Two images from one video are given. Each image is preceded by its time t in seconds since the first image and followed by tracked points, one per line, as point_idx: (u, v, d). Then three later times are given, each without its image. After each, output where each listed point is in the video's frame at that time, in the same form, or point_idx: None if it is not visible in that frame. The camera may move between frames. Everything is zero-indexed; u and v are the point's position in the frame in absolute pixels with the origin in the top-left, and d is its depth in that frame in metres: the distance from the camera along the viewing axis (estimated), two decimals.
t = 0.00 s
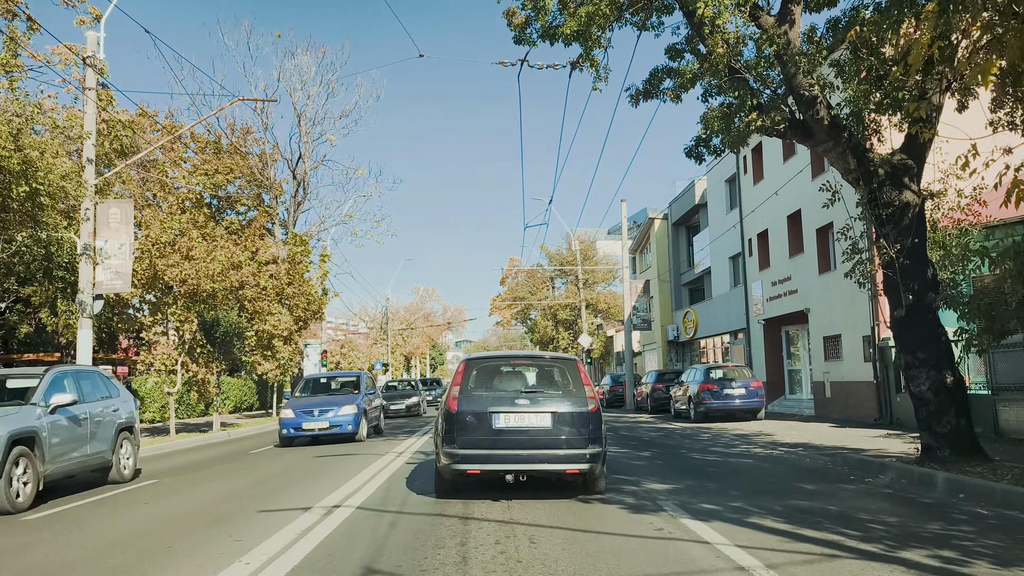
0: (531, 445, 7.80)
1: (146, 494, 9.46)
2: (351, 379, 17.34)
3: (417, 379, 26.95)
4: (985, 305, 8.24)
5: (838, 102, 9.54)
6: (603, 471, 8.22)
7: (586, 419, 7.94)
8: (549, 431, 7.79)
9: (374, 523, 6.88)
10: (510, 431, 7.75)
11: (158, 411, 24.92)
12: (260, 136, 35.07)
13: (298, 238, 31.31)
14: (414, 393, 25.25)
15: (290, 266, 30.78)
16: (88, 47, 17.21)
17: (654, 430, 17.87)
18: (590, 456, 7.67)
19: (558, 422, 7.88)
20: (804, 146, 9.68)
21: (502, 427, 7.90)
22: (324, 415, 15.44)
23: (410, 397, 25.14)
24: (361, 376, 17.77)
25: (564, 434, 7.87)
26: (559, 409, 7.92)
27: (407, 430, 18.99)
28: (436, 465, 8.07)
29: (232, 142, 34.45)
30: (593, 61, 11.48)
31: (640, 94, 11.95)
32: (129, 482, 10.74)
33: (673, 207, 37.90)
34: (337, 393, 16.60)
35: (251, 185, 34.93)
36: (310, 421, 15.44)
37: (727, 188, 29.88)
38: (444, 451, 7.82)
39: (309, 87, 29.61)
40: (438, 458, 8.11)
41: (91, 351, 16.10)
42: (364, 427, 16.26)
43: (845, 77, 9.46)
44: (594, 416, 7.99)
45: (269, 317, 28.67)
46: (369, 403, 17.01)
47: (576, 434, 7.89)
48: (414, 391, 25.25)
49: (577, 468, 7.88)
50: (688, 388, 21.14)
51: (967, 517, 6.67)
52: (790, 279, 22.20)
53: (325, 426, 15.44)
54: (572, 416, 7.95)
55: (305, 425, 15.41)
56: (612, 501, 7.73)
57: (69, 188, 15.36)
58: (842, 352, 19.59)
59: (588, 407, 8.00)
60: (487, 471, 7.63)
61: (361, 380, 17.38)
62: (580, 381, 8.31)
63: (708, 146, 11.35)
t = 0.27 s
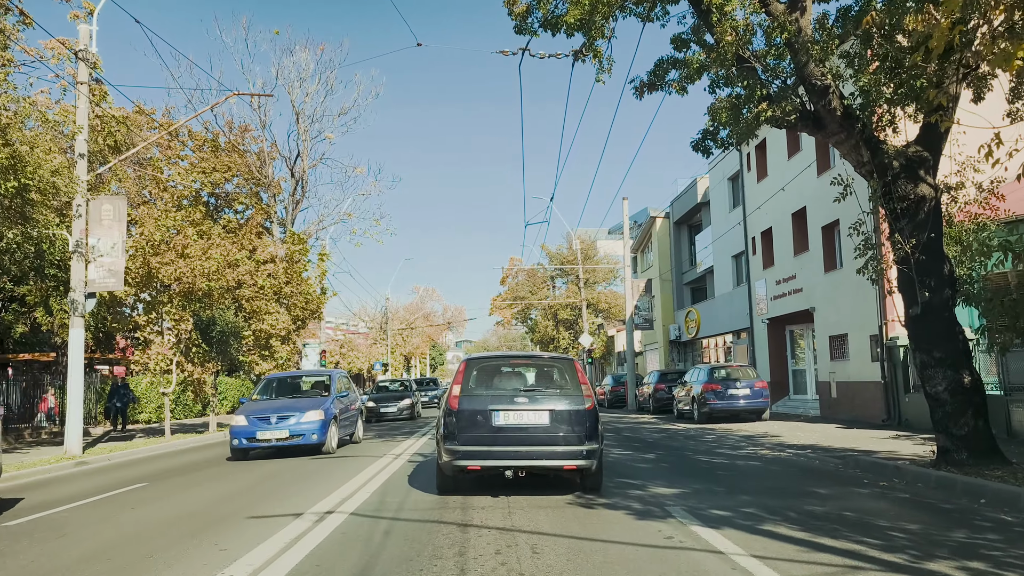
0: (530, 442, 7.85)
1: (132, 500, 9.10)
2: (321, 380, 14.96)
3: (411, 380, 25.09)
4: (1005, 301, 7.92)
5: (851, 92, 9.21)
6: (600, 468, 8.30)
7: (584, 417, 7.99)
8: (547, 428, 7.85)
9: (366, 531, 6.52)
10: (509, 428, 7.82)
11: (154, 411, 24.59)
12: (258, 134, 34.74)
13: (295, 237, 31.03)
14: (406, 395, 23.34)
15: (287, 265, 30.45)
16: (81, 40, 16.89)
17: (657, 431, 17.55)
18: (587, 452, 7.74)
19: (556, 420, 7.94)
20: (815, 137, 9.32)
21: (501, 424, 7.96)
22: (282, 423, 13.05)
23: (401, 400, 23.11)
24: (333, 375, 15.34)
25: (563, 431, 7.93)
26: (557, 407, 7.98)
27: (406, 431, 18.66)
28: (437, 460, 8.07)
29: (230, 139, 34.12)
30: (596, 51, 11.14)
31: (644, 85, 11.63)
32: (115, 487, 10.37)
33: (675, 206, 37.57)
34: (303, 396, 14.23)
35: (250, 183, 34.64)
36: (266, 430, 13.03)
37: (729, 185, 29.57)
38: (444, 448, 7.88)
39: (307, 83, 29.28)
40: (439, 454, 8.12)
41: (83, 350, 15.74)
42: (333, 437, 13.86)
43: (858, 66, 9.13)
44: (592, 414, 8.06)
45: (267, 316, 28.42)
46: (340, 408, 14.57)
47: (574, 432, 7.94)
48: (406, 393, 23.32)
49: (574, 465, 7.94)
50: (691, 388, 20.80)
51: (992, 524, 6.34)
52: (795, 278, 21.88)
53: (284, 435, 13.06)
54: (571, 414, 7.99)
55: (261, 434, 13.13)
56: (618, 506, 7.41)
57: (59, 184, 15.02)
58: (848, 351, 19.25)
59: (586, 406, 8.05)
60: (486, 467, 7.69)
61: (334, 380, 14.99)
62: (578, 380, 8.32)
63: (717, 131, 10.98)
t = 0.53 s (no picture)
0: (529, 441, 8.17)
1: (118, 504, 8.75)
2: (275, 381, 12.15)
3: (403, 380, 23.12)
4: None
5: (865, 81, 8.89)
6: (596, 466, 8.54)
7: (581, 417, 8.31)
8: (545, 428, 8.18)
9: (359, 539, 6.19)
10: (508, 428, 8.15)
11: (150, 412, 24.27)
12: (256, 131, 34.43)
13: (294, 235, 30.71)
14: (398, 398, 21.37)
15: (285, 264, 30.12)
16: (72, 33, 16.54)
17: (660, 433, 17.25)
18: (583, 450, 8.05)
19: (553, 419, 8.26)
20: (827, 129, 9.00)
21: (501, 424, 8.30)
22: (216, 436, 10.12)
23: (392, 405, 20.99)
24: (290, 376, 12.55)
25: (560, 430, 8.25)
26: (555, 407, 8.30)
27: (405, 432, 18.36)
28: (439, 460, 8.42)
29: (227, 137, 33.82)
30: (600, 41, 10.81)
31: (649, 77, 11.31)
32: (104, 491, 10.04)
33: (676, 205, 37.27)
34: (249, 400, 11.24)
35: (247, 181, 34.32)
36: (193, 444, 10.06)
37: (733, 183, 29.25)
38: (446, 447, 8.20)
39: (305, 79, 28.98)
40: (441, 453, 8.46)
41: (74, 350, 15.41)
42: (284, 453, 10.95)
43: (872, 53, 8.80)
44: (589, 413, 8.37)
45: (264, 316, 28.11)
46: (295, 417, 11.69)
47: (571, 431, 8.25)
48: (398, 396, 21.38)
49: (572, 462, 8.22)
50: (694, 389, 20.48)
51: (1020, 532, 6.02)
52: (799, 276, 21.56)
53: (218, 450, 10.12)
54: (568, 414, 8.31)
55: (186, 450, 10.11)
56: (625, 512, 7.10)
57: (50, 180, 14.68)
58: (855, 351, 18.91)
59: (583, 405, 8.36)
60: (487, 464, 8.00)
61: (289, 382, 12.18)
62: (577, 380, 8.61)
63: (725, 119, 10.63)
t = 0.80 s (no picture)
0: (529, 439, 8.59)
1: (100, 513, 8.38)
2: (191, 385, 9.10)
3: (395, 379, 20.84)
4: None
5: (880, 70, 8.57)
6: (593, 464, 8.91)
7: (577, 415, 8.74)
8: (544, 426, 8.60)
9: (353, 548, 5.86)
10: (508, 427, 8.57)
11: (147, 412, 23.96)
12: (254, 130, 34.11)
13: (292, 234, 30.39)
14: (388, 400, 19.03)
15: (284, 263, 29.80)
16: (64, 27, 16.21)
17: (664, 434, 16.96)
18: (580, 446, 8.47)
19: (552, 418, 8.69)
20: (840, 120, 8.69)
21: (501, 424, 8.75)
22: (94, 460, 7.33)
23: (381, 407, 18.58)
24: (218, 375, 9.61)
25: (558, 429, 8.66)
26: (553, 407, 8.72)
27: (404, 433, 18.02)
28: (443, 458, 8.86)
29: (226, 136, 33.53)
30: (604, 31, 10.49)
31: (654, 68, 11.00)
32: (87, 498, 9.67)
33: (678, 204, 36.98)
34: (157, 409, 8.44)
35: (245, 180, 34.01)
36: (62, 474, 7.28)
37: (735, 181, 28.93)
38: (451, 446, 8.63)
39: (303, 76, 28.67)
40: (445, 451, 8.90)
41: (66, 350, 15.07)
42: (196, 483, 8.10)
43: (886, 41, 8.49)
44: (586, 412, 8.79)
45: (262, 315, 27.79)
46: (221, 431, 8.82)
47: (569, 429, 8.67)
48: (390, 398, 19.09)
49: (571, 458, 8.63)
50: (698, 389, 20.15)
51: None
52: (805, 275, 21.23)
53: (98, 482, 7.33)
54: (566, 413, 8.75)
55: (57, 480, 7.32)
56: (632, 519, 6.79)
57: (41, 176, 14.35)
58: (862, 351, 18.58)
59: (581, 405, 8.78)
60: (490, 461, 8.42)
61: (211, 386, 9.13)
62: (575, 381, 9.03)
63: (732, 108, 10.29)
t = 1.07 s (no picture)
0: (528, 437, 8.81)
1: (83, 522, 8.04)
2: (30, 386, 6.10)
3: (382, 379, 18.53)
4: None
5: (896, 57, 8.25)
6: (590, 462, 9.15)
7: (575, 415, 8.97)
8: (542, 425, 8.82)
9: (344, 559, 5.52)
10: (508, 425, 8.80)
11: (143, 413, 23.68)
12: (252, 128, 33.82)
13: (290, 232, 30.07)
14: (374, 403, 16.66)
15: (282, 262, 29.47)
16: (56, 19, 15.89)
17: (667, 436, 16.65)
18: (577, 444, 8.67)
19: (550, 417, 8.93)
20: (854, 110, 8.36)
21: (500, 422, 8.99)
22: None
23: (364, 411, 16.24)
24: (81, 370, 6.62)
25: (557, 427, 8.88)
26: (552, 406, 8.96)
27: (403, 434, 17.70)
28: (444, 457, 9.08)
29: (224, 135, 33.23)
30: (608, 20, 10.17)
31: (658, 59, 10.68)
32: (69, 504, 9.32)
33: (680, 202, 36.66)
34: None
35: (243, 178, 33.72)
36: None
37: (739, 179, 28.63)
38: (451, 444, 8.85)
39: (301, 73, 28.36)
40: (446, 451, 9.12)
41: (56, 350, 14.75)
42: (21, 532, 5.26)
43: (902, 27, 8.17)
44: (583, 411, 9.03)
45: (259, 314, 27.49)
46: (76, 453, 5.92)
47: (567, 428, 8.89)
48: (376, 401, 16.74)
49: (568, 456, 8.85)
50: (702, 390, 19.82)
51: None
52: (809, 273, 20.91)
53: None
54: (564, 412, 8.98)
55: None
56: (639, 526, 6.48)
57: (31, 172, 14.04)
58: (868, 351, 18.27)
59: (578, 403, 9.03)
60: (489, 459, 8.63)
61: (58, 387, 6.15)
62: (573, 381, 9.29)
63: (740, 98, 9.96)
